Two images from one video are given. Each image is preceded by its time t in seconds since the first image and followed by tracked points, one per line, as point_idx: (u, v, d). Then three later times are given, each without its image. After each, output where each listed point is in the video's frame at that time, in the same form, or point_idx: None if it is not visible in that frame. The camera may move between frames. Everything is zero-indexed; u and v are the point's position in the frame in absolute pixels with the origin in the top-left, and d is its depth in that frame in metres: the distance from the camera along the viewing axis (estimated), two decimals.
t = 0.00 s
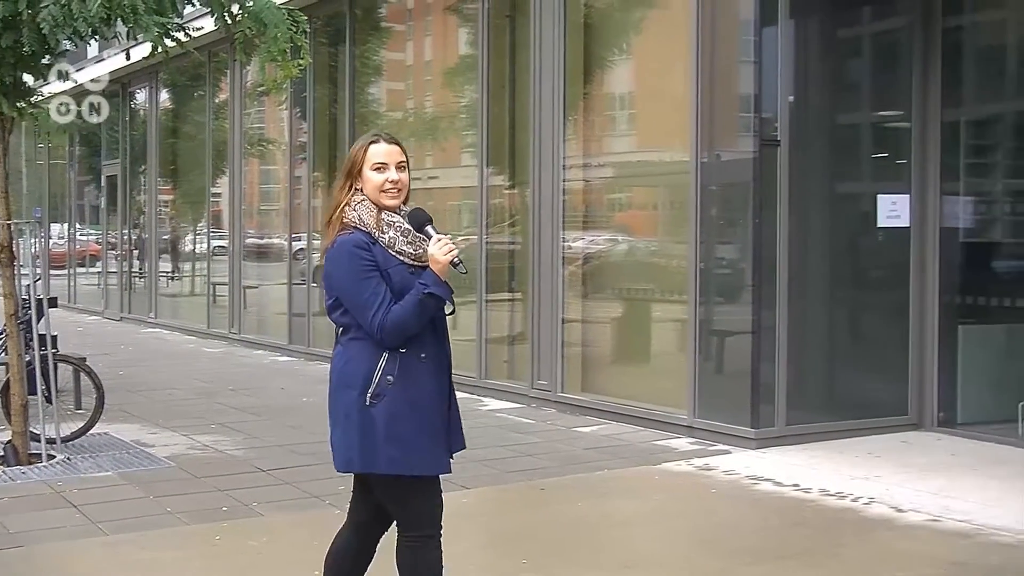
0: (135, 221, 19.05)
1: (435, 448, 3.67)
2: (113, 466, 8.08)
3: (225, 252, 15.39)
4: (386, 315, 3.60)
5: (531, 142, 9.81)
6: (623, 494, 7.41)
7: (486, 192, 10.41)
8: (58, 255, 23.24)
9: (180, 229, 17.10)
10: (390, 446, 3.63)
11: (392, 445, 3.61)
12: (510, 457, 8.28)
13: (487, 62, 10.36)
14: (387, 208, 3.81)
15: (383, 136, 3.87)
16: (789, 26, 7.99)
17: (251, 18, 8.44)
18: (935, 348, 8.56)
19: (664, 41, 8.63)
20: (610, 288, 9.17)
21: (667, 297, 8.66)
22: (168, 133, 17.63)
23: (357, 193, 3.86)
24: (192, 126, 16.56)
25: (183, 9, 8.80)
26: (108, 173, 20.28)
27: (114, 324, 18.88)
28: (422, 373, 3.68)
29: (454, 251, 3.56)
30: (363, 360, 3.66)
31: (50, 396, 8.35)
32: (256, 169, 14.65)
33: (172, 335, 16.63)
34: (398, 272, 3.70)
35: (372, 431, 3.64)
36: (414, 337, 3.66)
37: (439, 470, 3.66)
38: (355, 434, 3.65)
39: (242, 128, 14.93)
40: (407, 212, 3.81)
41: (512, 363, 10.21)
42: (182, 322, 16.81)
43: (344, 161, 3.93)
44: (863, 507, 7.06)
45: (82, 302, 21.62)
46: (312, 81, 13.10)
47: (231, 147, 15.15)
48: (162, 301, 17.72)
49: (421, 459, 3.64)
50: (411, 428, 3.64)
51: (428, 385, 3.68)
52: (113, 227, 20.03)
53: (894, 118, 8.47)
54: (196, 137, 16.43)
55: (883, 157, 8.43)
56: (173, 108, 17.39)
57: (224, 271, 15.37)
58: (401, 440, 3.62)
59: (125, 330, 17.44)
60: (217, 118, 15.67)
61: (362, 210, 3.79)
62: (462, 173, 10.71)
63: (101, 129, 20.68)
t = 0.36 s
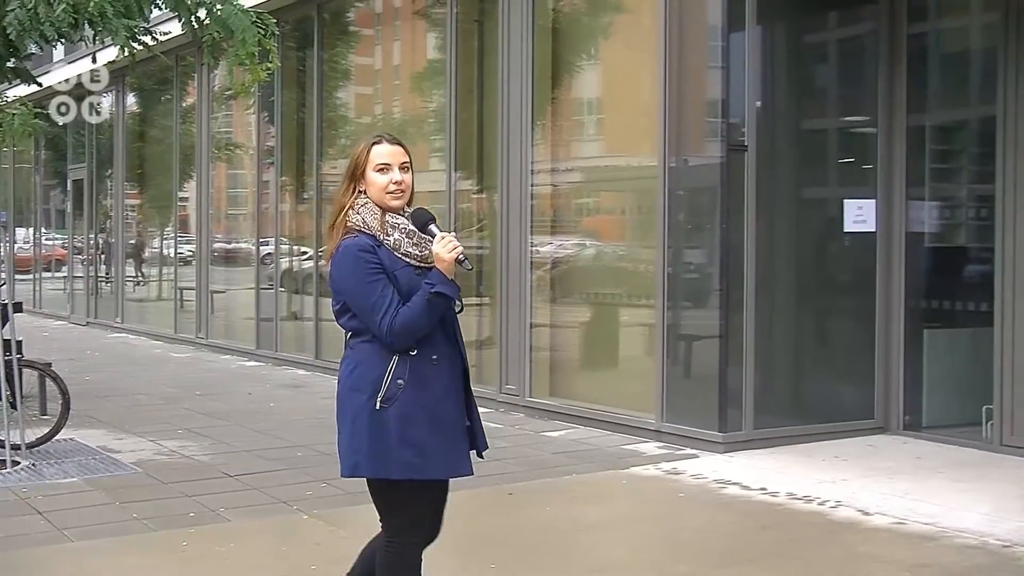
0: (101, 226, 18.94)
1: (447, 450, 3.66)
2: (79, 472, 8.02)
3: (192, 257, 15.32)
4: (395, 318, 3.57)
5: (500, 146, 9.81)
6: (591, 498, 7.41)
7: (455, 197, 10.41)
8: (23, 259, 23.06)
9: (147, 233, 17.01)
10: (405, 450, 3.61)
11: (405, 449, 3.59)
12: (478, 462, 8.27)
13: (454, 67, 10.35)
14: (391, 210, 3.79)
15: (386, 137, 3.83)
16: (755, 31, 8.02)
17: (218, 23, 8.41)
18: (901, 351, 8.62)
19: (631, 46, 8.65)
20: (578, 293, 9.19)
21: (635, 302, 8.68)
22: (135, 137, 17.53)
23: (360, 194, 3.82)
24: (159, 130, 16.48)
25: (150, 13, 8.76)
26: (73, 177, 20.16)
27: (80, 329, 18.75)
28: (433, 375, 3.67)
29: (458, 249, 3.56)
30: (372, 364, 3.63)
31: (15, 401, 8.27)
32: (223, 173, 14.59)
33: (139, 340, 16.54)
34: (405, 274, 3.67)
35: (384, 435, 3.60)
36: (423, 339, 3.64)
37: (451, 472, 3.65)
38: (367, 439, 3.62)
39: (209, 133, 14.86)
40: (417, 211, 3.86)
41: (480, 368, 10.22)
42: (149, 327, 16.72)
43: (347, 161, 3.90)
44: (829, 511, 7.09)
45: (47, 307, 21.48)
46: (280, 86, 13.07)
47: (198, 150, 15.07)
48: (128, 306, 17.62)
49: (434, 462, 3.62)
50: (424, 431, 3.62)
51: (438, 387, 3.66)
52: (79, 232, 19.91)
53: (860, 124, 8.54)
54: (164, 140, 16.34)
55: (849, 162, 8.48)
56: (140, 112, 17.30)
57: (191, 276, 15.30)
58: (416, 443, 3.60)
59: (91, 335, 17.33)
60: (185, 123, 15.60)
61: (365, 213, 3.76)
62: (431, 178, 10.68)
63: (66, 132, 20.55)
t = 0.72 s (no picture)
0: (63, 231, 18.80)
1: (415, 460, 3.61)
2: (41, 479, 7.94)
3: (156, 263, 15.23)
4: (373, 322, 3.55)
5: (465, 152, 9.81)
6: (557, 503, 7.41)
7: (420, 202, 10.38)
8: None
9: (110, 239, 16.90)
10: (371, 458, 3.57)
11: (370, 456, 3.56)
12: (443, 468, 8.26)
13: (419, 73, 10.34)
14: (388, 213, 3.77)
15: (390, 138, 3.81)
16: (720, 38, 8.06)
17: (183, 27, 8.33)
18: (864, 356, 8.68)
19: (595, 53, 8.67)
20: (543, 299, 9.19)
21: (599, 307, 8.69)
22: (98, 142, 17.43)
23: (359, 194, 3.80)
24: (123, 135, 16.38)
25: (115, 17, 8.70)
26: (35, 182, 20.00)
27: (42, 335, 18.60)
28: (407, 384, 3.62)
29: (442, 261, 3.54)
30: (348, 367, 3.61)
31: None
32: (187, 178, 14.52)
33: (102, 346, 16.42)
34: (389, 278, 3.64)
35: (352, 440, 3.58)
36: (401, 347, 3.61)
37: (417, 484, 3.60)
38: (336, 443, 3.60)
39: (173, 138, 14.79)
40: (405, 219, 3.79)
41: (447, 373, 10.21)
42: (112, 333, 16.61)
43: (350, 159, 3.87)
44: (793, 515, 7.12)
45: (8, 313, 21.29)
46: (245, 91, 13.02)
47: (162, 155, 15.00)
48: (91, 312, 17.50)
49: (400, 472, 3.57)
50: (392, 440, 3.58)
51: (410, 397, 3.62)
52: (41, 237, 19.76)
53: (824, 130, 8.61)
54: (127, 146, 16.25)
55: (813, 168, 8.54)
56: (103, 117, 17.20)
57: (155, 282, 15.22)
58: (382, 451, 3.56)
59: (53, 342, 17.19)
60: (148, 128, 15.52)
61: (360, 213, 3.75)
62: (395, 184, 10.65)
63: (28, 138, 20.40)
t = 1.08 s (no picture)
0: (21, 235, 18.66)
1: (406, 467, 3.61)
2: None
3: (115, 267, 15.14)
4: (362, 327, 3.59)
5: (427, 157, 9.79)
6: (519, 508, 7.40)
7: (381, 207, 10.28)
8: None
9: (69, 243, 16.78)
10: (361, 464, 3.61)
11: (359, 462, 3.59)
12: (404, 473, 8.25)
13: (380, 76, 10.32)
14: (386, 218, 3.79)
15: (391, 144, 3.84)
16: (681, 43, 8.09)
17: (143, 29, 8.27)
18: (824, 358, 8.75)
19: (556, 58, 8.69)
20: (504, 302, 9.23)
21: (560, 311, 8.72)
22: (57, 145, 17.30)
23: (359, 200, 3.85)
24: (83, 139, 16.27)
25: (74, 19, 8.62)
26: None
27: None
28: (398, 390, 3.63)
29: (429, 267, 3.56)
30: (342, 373, 3.66)
31: None
32: (147, 182, 14.44)
33: (61, 351, 16.30)
34: (382, 283, 3.66)
35: (343, 446, 3.63)
36: (392, 352, 3.63)
37: (406, 491, 3.61)
38: (330, 448, 3.66)
39: (133, 141, 14.71)
40: (400, 222, 3.80)
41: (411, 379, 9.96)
42: (71, 338, 16.49)
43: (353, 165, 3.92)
44: (754, 518, 7.14)
45: None
46: (205, 94, 12.96)
47: (122, 158, 14.91)
48: (50, 316, 17.36)
49: (389, 478, 3.59)
50: (381, 447, 3.60)
51: (402, 402, 3.63)
52: None
53: (785, 135, 8.67)
54: (87, 149, 16.14)
55: (773, 173, 8.59)
56: (61, 121, 17.08)
57: (115, 286, 15.12)
58: (371, 458, 3.59)
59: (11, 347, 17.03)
60: (108, 131, 15.43)
61: (357, 218, 3.79)
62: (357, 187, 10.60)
63: None
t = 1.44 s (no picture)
0: None
1: (423, 463, 3.63)
2: None
3: (78, 269, 15.05)
4: (374, 323, 3.63)
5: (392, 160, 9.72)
6: (485, 510, 7.40)
7: (345, 209, 10.21)
8: None
9: (30, 245, 16.68)
10: (378, 460, 3.65)
11: (376, 458, 3.63)
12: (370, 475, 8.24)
13: (345, 77, 10.28)
14: (403, 215, 3.81)
15: (407, 142, 3.85)
16: (645, 46, 8.11)
17: (105, 31, 8.23)
18: (787, 358, 8.80)
19: (520, 60, 8.70)
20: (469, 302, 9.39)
21: (525, 313, 8.75)
22: (18, 146, 17.19)
23: (378, 197, 3.89)
24: (45, 140, 16.17)
25: (36, 19, 8.55)
26: None
27: None
28: (413, 385, 3.66)
29: (440, 262, 3.60)
30: (359, 371, 3.71)
31: None
32: (110, 183, 14.37)
33: (22, 353, 16.19)
34: (395, 279, 3.71)
35: (361, 443, 3.67)
36: (406, 348, 3.66)
37: (424, 487, 3.62)
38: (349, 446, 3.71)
39: (96, 143, 14.63)
40: (413, 217, 3.82)
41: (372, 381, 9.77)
42: (33, 340, 16.39)
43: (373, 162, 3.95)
44: (718, 519, 7.17)
45: None
46: (169, 95, 12.90)
47: (85, 160, 14.83)
48: (11, 319, 17.25)
49: (406, 474, 3.61)
50: (397, 442, 3.63)
51: (417, 398, 3.65)
52: None
53: (749, 137, 8.72)
54: (49, 150, 16.04)
55: (737, 175, 8.63)
56: (23, 121, 16.97)
57: (78, 288, 15.03)
58: (387, 454, 3.62)
59: None
60: (70, 132, 15.36)
61: (374, 216, 3.84)
62: (321, 189, 10.55)
63: None
